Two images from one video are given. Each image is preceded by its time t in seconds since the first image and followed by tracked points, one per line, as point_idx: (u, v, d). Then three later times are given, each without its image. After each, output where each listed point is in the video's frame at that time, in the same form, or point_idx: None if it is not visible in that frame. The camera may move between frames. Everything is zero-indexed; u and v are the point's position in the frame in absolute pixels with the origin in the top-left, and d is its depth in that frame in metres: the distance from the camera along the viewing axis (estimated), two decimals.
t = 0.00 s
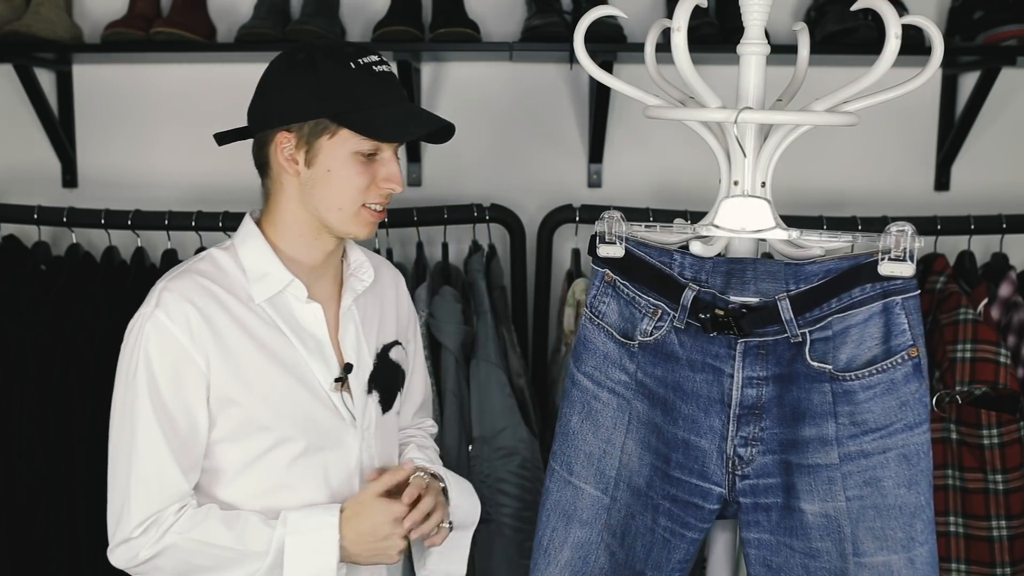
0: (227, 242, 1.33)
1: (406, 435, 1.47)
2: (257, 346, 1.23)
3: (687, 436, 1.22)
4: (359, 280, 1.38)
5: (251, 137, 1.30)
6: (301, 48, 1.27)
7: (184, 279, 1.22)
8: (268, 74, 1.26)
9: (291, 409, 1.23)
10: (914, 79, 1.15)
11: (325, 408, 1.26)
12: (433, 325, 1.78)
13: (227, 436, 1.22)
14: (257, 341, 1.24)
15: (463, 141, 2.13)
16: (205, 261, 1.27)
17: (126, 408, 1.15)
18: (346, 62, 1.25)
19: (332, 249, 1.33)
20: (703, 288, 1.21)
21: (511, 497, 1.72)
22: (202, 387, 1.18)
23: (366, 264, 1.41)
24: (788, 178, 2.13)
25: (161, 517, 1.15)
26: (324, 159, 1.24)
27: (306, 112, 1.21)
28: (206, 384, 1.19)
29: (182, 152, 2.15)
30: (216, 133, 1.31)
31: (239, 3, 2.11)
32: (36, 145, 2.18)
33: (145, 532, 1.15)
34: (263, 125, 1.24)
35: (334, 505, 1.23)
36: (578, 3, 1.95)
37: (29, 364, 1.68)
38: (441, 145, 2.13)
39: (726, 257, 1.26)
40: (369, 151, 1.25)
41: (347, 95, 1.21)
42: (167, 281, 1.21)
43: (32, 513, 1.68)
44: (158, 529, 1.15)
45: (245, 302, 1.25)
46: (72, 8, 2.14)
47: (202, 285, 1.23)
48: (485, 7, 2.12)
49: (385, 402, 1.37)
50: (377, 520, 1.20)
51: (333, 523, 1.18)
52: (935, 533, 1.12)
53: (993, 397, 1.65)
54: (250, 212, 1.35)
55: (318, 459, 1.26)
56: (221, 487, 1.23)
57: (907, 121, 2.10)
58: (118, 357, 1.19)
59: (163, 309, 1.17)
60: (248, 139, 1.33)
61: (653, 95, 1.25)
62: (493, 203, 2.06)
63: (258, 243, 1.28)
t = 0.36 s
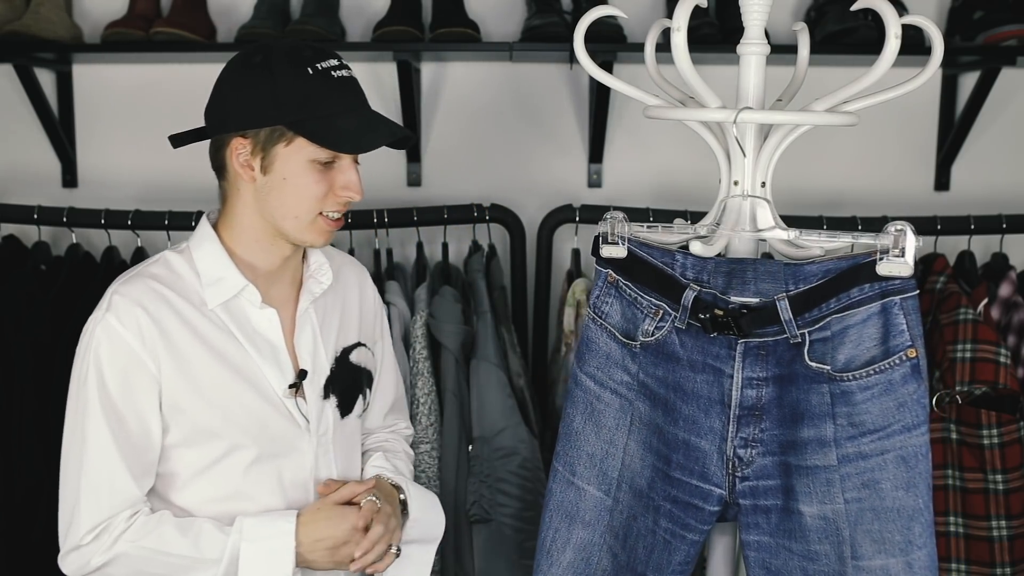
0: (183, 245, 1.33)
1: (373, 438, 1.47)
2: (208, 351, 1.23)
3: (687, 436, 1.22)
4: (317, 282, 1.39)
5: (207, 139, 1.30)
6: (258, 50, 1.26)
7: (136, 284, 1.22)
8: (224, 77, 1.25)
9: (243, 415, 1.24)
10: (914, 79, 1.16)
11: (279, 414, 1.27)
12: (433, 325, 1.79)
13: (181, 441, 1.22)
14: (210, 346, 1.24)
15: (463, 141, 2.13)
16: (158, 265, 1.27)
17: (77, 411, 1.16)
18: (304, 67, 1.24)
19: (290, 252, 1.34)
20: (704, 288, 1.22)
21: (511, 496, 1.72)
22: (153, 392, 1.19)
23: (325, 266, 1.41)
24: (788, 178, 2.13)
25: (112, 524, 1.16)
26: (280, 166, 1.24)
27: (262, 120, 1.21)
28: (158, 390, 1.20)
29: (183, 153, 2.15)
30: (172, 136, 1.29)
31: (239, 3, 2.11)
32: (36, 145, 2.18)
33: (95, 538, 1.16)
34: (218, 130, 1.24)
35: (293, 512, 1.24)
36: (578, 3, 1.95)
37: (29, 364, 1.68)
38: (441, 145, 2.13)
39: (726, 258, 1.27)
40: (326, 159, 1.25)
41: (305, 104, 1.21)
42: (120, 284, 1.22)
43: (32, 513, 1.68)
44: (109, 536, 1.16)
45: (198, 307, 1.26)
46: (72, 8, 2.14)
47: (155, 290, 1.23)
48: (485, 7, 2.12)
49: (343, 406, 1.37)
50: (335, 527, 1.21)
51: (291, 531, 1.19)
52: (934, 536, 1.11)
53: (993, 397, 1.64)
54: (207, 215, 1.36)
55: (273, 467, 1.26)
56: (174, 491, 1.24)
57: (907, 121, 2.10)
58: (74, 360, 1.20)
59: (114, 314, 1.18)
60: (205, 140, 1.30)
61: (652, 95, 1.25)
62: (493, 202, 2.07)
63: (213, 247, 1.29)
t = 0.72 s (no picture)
0: (153, 247, 1.32)
1: (349, 437, 1.47)
2: (176, 352, 1.23)
3: (695, 438, 1.23)
4: (290, 282, 1.38)
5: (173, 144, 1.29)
6: (217, 57, 1.24)
7: (104, 286, 1.22)
8: (183, 85, 1.24)
9: (212, 418, 1.23)
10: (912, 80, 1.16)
11: (250, 416, 1.26)
12: (433, 325, 1.78)
13: (150, 443, 1.22)
14: (179, 348, 1.24)
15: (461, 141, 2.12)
16: (127, 267, 1.27)
17: (42, 411, 1.16)
18: (263, 75, 1.22)
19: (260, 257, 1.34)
20: (708, 289, 1.22)
21: (511, 497, 1.72)
22: (120, 394, 1.19)
23: (298, 266, 1.40)
24: (788, 178, 2.13)
25: (77, 528, 1.16)
26: (245, 176, 1.23)
27: (224, 130, 1.20)
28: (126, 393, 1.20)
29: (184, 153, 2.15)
30: (137, 146, 1.27)
31: (239, 2, 2.10)
32: (36, 145, 2.18)
33: (60, 542, 1.16)
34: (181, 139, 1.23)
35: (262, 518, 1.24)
36: (578, 3, 1.95)
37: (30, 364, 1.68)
38: (439, 145, 2.13)
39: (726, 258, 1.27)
40: (291, 166, 1.24)
41: (266, 114, 1.20)
42: (88, 286, 1.22)
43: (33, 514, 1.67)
44: (74, 540, 1.16)
45: (167, 309, 1.25)
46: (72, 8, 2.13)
47: (124, 292, 1.23)
48: (485, 7, 2.11)
49: (317, 407, 1.36)
50: (304, 534, 1.23)
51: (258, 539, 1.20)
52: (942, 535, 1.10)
53: (993, 396, 1.64)
54: (176, 219, 1.35)
55: (244, 470, 1.26)
56: (143, 494, 1.23)
57: (907, 121, 2.10)
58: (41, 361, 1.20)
59: (81, 316, 1.18)
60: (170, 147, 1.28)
61: (652, 96, 1.25)
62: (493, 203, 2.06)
63: (183, 250, 1.28)
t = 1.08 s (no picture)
0: (123, 252, 1.32)
1: (328, 437, 1.47)
2: (147, 359, 1.22)
3: (696, 437, 1.22)
4: (264, 285, 1.38)
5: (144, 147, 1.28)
6: (187, 61, 1.23)
7: (74, 295, 1.21)
8: (153, 88, 1.24)
9: (186, 424, 1.23)
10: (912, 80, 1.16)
11: (226, 422, 1.26)
12: (433, 325, 1.78)
13: (125, 450, 1.21)
14: (152, 355, 1.23)
15: (460, 142, 2.12)
16: (98, 274, 1.26)
17: (15, 420, 1.16)
18: (232, 81, 1.21)
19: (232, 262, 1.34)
20: (709, 289, 1.22)
21: (511, 497, 1.72)
22: (93, 403, 1.18)
23: (272, 268, 1.40)
24: (788, 178, 2.13)
25: (53, 539, 1.16)
26: (214, 183, 1.23)
27: (191, 137, 1.19)
28: (98, 401, 1.19)
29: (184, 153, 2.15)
30: (107, 147, 1.26)
31: (239, 2, 2.10)
32: (36, 145, 2.18)
33: (35, 553, 1.16)
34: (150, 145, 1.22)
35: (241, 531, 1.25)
36: (578, 3, 1.95)
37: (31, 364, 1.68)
38: (438, 146, 2.13)
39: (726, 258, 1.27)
40: (260, 174, 1.24)
41: (234, 122, 1.20)
42: (57, 295, 1.20)
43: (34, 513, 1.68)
44: (50, 552, 1.16)
45: (139, 316, 1.24)
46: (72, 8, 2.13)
47: (94, 300, 1.22)
48: (485, 7, 2.11)
49: (296, 410, 1.36)
50: (284, 547, 1.23)
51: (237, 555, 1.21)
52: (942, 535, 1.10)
53: (993, 396, 1.64)
54: (147, 223, 1.34)
55: (220, 475, 1.26)
56: (118, 501, 1.23)
57: (907, 121, 2.10)
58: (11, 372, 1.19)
59: (50, 325, 1.17)
60: (141, 147, 1.28)
61: (652, 95, 1.25)
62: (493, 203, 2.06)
63: (155, 255, 1.27)
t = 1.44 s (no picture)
0: (101, 256, 1.31)
1: (313, 438, 1.47)
2: (126, 363, 1.21)
3: (690, 436, 1.22)
4: (244, 286, 1.37)
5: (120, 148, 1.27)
6: (162, 63, 1.21)
7: (51, 300, 1.20)
8: (129, 91, 1.22)
9: (167, 428, 1.23)
10: (913, 80, 1.15)
11: (208, 425, 1.26)
12: (432, 324, 1.79)
13: (106, 455, 1.21)
14: (131, 359, 1.22)
15: (461, 142, 2.13)
16: (75, 279, 1.25)
17: None
18: (208, 85, 1.20)
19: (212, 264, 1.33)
20: (706, 288, 1.21)
21: (511, 497, 1.72)
22: (73, 408, 1.18)
23: (252, 269, 1.39)
24: (788, 178, 2.13)
25: (36, 547, 1.15)
26: (193, 188, 1.22)
27: (169, 142, 1.18)
28: (78, 407, 1.18)
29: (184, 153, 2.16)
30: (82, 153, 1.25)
31: (239, 3, 2.11)
32: (36, 145, 2.18)
33: (19, 561, 1.16)
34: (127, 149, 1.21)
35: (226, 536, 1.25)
36: (578, 3, 1.95)
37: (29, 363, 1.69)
38: (439, 146, 2.13)
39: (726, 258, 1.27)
40: (240, 178, 1.23)
41: (211, 127, 1.18)
42: (34, 301, 1.20)
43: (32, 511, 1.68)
44: (34, 560, 1.15)
45: (118, 321, 1.24)
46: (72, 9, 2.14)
47: (72, 306, 1.21)
48: (485, 7, 2.12)
49: (279, 410, 1.36)
50: (269, 553, 1.23)
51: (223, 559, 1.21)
52: (934, 538, 1.10)
53: (993, 396, 1.64)
54: (125, 226, 1.33)
55: (204, 478, 1.25)
56: (101, 506, 1.23)
57: (907, 121, 2.10)
58: None
59: (28, 333, 1.16)
60: (117, 153, 1.26)
61: (652, 95, 1.25)
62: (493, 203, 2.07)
63: (131, 259, 1.26)
